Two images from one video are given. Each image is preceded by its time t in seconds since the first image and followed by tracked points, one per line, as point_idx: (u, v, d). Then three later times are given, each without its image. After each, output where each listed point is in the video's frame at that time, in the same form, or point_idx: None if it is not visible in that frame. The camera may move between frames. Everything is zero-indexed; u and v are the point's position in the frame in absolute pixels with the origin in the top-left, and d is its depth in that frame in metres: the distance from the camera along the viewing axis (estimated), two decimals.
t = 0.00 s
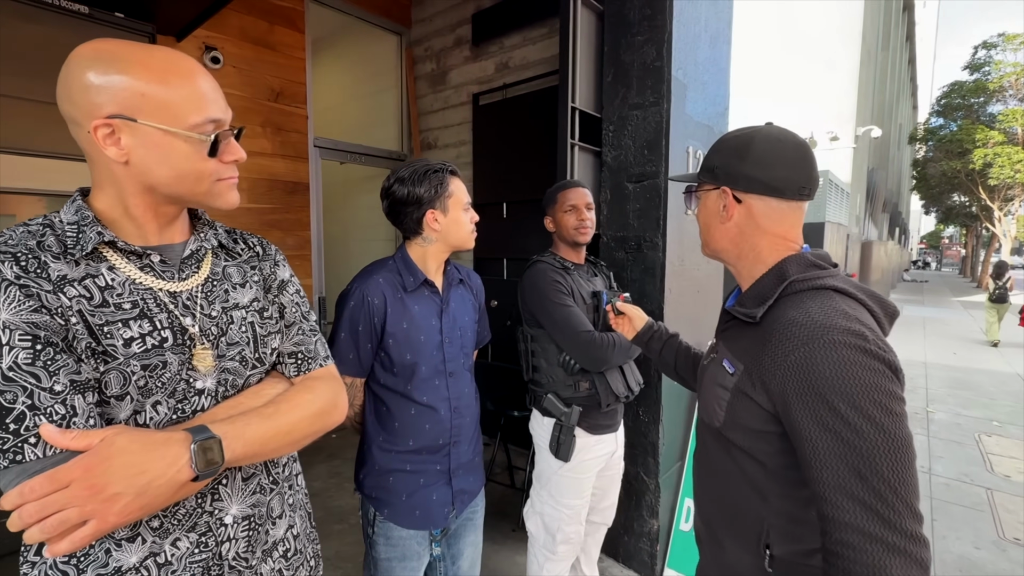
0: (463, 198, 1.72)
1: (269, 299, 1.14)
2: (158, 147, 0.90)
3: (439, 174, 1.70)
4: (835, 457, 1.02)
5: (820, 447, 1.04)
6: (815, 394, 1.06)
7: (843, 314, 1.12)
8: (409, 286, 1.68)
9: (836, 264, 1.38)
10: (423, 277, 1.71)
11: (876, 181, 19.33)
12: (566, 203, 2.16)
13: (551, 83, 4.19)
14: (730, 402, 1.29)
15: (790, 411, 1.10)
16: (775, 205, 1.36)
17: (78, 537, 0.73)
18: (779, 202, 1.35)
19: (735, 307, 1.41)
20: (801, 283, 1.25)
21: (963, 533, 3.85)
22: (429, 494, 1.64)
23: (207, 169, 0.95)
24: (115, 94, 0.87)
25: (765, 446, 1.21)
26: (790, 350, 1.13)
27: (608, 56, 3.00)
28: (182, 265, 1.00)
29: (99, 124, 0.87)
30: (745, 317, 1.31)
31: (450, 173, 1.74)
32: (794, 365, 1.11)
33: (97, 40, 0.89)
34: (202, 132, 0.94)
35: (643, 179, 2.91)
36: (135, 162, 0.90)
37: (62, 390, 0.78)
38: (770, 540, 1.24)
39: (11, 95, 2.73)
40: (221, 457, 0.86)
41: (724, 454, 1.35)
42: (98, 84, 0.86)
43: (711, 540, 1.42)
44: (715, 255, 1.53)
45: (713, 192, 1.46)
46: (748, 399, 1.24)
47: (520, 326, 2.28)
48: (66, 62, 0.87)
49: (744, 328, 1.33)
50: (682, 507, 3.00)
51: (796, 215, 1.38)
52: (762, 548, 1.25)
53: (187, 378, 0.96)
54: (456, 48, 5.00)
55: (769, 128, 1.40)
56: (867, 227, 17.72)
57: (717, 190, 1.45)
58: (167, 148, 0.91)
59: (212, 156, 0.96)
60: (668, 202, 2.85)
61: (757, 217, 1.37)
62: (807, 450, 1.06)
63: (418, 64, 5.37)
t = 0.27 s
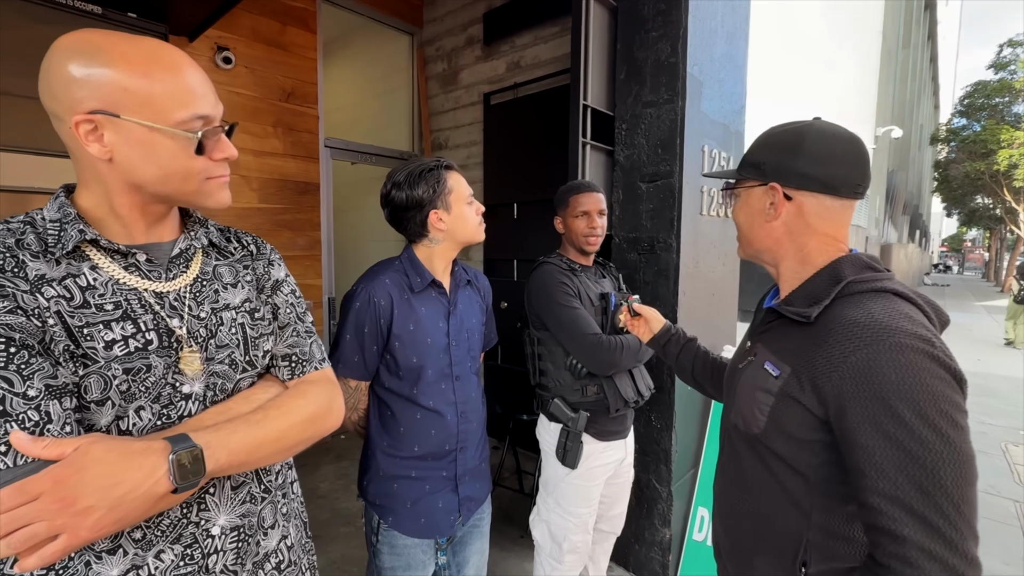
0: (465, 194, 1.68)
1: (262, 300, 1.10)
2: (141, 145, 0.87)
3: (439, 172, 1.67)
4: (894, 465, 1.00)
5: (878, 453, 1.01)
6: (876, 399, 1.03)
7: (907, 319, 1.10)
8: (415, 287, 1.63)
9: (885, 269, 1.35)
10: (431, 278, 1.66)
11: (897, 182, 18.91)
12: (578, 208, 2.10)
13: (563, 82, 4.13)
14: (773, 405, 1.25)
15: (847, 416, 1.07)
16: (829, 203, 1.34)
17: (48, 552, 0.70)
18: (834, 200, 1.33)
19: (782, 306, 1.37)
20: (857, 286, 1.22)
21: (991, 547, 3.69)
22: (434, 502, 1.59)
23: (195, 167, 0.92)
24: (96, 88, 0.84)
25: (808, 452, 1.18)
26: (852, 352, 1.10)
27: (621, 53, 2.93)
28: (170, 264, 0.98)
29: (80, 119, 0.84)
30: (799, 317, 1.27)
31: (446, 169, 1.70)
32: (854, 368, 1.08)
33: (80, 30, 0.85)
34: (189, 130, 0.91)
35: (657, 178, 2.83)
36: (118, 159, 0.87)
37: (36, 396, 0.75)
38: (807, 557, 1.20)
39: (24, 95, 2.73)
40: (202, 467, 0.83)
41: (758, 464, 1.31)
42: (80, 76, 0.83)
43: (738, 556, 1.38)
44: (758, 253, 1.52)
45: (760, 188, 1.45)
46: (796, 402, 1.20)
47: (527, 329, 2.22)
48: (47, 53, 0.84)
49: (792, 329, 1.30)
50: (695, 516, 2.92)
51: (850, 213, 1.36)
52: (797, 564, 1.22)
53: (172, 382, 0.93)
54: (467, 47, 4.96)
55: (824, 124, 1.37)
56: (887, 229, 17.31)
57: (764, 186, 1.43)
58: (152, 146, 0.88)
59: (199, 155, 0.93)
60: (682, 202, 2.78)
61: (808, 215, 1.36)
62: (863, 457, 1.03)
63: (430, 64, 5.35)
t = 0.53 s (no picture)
0: (475, 199, 1.61)
1: (253, 306, 1.06)
2: (120, 146, 0.83)
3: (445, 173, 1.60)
4: (935, 464, 1.00)
5: (922, 453, 1.01)
6: (916, 397, 1.03)
7: (940, 321, 1.10)
8: (419, 292, 1.57)
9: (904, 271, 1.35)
10: (435, 282, 1.60)
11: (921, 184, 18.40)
12: (591, 210, 2.03)
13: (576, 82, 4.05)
14: (797, 401, 1.23)
15: (885, 414, 1.06)
16: (864, 208, 1.29)
17: None
18: (869, 205, 1.29)
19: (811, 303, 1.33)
20: (886, 286, 1.20)
21: None
22: (441, 515, 1.52)
23: (180, 169, 0.88)
24: (71, 86, 0.79)
25: (833, 449, 1.17)
26: (889, 350, 1.09)
27: (636, 51, 2.84)
28: (153, 270, 0.94)
29: (54, 120, 0.80)
30: (827, 313, 1.24)
31: (460, 173, 1.63)
32: (892, 367, 1.07)
33: (56, 24, 0.81)
34: (171, 129, 0.86)
35: (672, 179, 2.74)
36: (95, 161, 0.83)
37: None
38: (817, 556, 1.20)
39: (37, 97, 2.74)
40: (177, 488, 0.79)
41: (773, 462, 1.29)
42: (55, 74, 0.79)
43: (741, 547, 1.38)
44: (782, 258, 1.45)
45: (791, 190, 1.38)
46: (823, 399, 1.19)
47: (536, 334, 2.15)
48: (19, 48, 0.79)
49: (816, 326, 1.27)
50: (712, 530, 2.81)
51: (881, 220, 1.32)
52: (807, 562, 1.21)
53: (153, 394, 0.89)
54: (480, 47, 4.91)
55: (855, 128, 1.33)
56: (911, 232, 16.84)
57: (798, 188, 1.36)
58: (131, 146, 0.84)
59: (184, 155, 0.88)
60: (699, 204, 2.68)
61: (843, 219, 1.30)
62: (901, 454, 1.03)
63: (442, 65, 5.31)
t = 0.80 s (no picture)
0: (468, 203, 1.55)
1: (237, 315, 1.00)
2: (93, 152, 0.78)
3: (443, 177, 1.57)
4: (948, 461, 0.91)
5: (933, 448, 0.92)
6: (929, 392, 0.96)
7: (952, 325, 1.05)
8: (416, 300, 1.51)
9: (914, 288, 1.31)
10: (432, 290, 1.54)
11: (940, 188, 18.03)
12: (599, 214, 1.97)
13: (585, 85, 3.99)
14: (807, 402, 1.15)
15: (897, 410, 0.98)
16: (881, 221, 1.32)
17: None
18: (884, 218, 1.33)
19: (821, 305, 1.26)
20: (897, 290, 1.15)
21: None
22: (436, 532, 1.45)
23: (157, 177, 0.83)
24: (40, 88, 0.75)
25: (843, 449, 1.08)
26: (903, 345, 1.02)
27: (645, 52, 2.78)
28: (129, 277, 0.89)
29: (21, 123, 0.75)
30: (840, 314, 1.17)
31: (452, 176, 1.59)
32: (905, 362, 1.00)
33: (25, 22, 0.77)
34: (148, 136, 0.82)
35: (683, 183, 2.66)
36: (66, 166, 0.79)
37: None
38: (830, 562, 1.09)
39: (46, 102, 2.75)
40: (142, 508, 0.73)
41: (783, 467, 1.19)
42: (22, 76, 0.74)
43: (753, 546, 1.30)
44: (805, 268, 1.32)
45: (843, 196, 1.26)
46: (834, 399, 1.11)
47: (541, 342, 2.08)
48: None
49: (827, 326, 1.21)
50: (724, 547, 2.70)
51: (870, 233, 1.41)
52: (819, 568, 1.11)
53: (126, 409, 0.84)
54: (488, 51, 4.88)
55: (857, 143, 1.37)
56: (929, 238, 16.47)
57: (852, 195, 1.26)
58: (105, 152, 0.79)
59: (162, 163, 0.83)
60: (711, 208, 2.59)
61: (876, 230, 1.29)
62: (912, 450, 0.94)
63: (450, 69, 5.29)
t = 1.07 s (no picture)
0: (450, 211, 1.50)
1: (209, 324, 0.96)
2: (51, 154, 0.74)
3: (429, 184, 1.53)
4: (973, 449, 0.90)
5: (957, 440, 0.91)
6: (946, 384, 0.95)
7: (953, 322, 1.07)
8: (403, 308, 1.47)
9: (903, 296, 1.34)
10: (420, 298, 1.50)
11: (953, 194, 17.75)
12: (595, 221, 1.91)
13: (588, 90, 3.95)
14: (822, 408, 1.12)
15: (915, 405, 0.97)
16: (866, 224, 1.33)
17: None
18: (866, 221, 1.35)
19: (824, 310, 1.24)
20: (898, 294, 1.15)
21: None
22: (419, 550, 1.39)
23: (121, 180, 0.79)
24: None
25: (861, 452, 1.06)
26: (914, 342, 1.02)
27: (647, 55, 2.73)
28: (94, 285, 0.85)
29: None
30: (847, 317, 1.16)
31: (442, 181, 1.55)
32: (916, 358, 1.00)
33: None
34: (110, 136, 0.77)
35: (686, 189, 2.60)
36: (23, 169, 0.75)
37: None
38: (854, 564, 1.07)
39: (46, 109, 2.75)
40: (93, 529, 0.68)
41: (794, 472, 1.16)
42: None
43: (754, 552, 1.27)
44: (816, 279, 1.28)
45: (847, 204, 1.23)
46: (850, 402, 1.09)
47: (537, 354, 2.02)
48: None
49: (832, 331, 1.20)
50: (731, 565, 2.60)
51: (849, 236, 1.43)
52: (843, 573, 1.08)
53: (84, 425, 0.79)
54: (491, 58, 4.87)
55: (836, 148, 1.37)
56: (944, 245, 16.18)
57: (854, 202, 1.23)
58: (63, 154, 0.75)
59: (127, 164, 0.79)
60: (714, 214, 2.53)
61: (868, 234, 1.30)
62: (937, 442, 0.93)
63: (454, 76, 5.27)
